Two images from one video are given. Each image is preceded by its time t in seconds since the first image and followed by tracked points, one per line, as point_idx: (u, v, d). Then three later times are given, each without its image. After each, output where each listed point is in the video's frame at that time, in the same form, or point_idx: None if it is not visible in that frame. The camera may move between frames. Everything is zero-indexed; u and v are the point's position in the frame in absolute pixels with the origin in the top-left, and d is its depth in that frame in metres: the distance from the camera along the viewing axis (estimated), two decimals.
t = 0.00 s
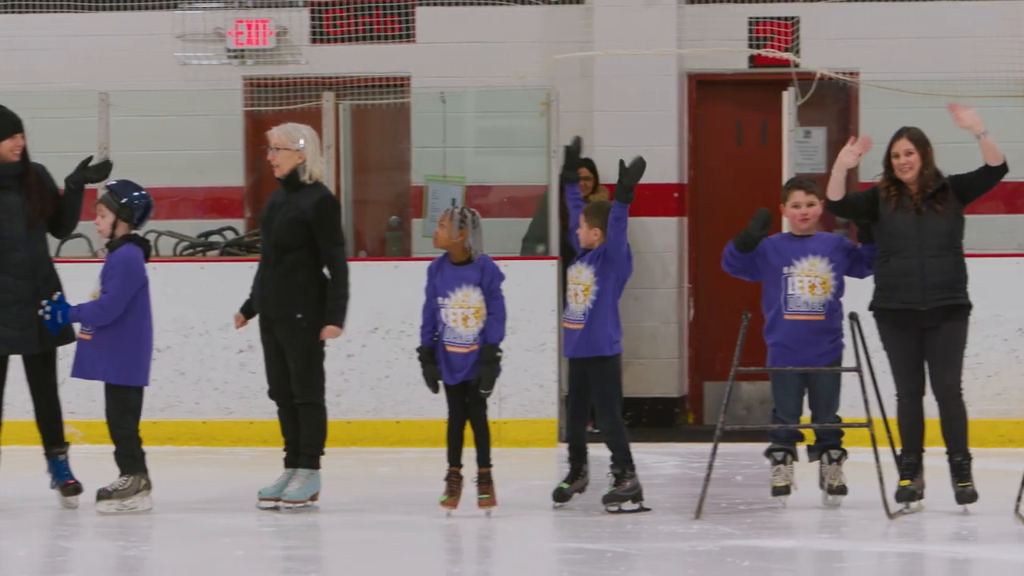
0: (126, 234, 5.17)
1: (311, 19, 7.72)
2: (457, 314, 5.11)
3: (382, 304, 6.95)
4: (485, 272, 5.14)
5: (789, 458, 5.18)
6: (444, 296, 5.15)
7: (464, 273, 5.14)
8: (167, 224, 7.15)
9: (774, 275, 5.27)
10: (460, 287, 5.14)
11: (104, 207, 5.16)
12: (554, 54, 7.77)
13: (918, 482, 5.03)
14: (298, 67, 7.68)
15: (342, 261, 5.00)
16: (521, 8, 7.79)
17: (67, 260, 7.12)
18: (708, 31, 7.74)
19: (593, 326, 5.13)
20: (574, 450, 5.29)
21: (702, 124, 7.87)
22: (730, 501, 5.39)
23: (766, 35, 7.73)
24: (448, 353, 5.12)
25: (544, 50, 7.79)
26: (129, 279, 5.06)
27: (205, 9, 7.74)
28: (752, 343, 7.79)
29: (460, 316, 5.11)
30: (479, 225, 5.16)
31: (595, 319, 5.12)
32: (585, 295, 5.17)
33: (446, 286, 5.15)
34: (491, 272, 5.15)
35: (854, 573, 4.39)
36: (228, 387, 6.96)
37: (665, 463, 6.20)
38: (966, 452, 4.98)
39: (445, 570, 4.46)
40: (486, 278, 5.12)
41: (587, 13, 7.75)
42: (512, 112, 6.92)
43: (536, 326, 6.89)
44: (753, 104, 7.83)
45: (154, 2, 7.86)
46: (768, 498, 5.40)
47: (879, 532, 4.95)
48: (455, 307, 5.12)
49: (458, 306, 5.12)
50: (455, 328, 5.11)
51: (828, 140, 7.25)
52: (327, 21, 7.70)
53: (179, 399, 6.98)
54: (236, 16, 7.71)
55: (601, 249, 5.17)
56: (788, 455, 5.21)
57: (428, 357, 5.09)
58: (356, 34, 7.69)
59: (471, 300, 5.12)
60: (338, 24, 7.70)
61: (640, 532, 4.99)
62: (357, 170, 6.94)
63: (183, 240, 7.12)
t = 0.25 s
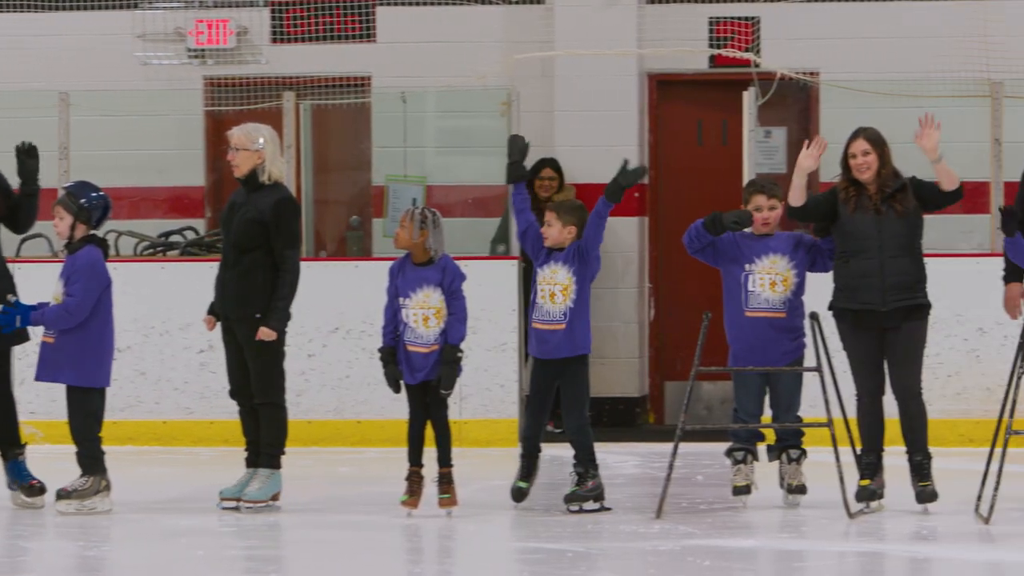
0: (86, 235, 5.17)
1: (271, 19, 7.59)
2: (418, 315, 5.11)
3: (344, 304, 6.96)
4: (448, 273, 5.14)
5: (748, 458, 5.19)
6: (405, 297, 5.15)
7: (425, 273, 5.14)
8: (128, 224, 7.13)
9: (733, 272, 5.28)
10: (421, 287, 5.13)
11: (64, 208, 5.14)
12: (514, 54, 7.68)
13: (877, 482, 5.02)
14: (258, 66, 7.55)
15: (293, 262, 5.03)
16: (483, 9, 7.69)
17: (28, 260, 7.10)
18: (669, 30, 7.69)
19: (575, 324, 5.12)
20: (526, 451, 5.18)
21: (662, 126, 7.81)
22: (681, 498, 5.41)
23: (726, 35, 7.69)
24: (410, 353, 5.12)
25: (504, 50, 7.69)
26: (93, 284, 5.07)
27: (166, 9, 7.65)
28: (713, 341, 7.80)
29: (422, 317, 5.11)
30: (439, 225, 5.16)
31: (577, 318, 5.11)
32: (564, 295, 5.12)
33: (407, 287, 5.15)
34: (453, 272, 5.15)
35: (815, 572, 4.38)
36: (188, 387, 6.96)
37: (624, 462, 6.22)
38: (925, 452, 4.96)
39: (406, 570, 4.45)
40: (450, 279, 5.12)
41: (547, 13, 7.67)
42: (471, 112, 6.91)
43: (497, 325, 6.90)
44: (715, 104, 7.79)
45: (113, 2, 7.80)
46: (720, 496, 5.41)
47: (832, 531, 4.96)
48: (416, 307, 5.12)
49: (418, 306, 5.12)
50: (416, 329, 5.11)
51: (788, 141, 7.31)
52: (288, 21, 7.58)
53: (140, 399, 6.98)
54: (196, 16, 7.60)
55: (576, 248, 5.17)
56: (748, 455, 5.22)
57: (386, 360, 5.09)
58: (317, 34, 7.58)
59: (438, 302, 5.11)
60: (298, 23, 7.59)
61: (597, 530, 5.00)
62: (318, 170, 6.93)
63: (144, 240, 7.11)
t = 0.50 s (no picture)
0: None
1: (183, 24, 8.22)
2: (398, 364, 4.83)
3: (257, 318, 7.17)
4: (437, 317, 4.81)
5: (664, 497, 5.01)
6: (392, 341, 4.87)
7: (417, 322, 4.80)
8: (34, 235, 7.29)
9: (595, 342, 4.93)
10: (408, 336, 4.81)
11: (116, 259, 4.88)
12: (434, 61, 8.38)
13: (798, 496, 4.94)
14: (169, 72, 8.16)
15: (254, 260, 4.93)
16: (398, 14, 8.39)
17: None
18: (592, 40, 8.26)
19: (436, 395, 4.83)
20: (424, 487, 4.89)
21: (585, 133, 8.47)
22: (573, 522, 5.28)
23: (650, 43, 8.29)
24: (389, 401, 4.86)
25: (425, 57, 8.40)
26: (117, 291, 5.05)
27: (72, 12, 8.18)
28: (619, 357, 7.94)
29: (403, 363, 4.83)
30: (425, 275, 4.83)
31: (437, 388, 4.82)
32: (415, 368, 4.82)
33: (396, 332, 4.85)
34: (444, 317, 4.82)
35: None
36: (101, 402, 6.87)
37: (536, 476, 6.12)
38: (871, 473, 4.92)
39: None
40: (442, 323, 4.80)
41: (466, 18, 8.31)
42: (389, 121, 7.06)
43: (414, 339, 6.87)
44: (638, 113, 8.45)
45: (25, 5, 8.32)
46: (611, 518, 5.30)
47: (735, 559, 4.89)
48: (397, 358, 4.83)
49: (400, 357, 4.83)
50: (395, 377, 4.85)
51: (713, 150, 7.21)
52: (200, 26, 8.23)
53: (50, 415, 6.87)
54: (105, 20, 8.14)
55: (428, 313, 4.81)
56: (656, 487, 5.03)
57: (283, 377, 4.96)
58: (228, 40, 8.26)
59: (429, 351, 4.76)
60: (210, 29, 8.23)
61: (486, 554, 4.87)
62: (230, 180, 7.17)
63: (51, 251, 7.29)
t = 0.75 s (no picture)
0: None
1: (136, 24, 8.00)
2: (350, 357, 4.93)
3: (212, 320, 7.20)
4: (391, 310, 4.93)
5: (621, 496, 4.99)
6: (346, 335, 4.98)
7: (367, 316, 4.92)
8: None
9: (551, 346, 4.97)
10: (359, 330, 4.93)
11: (77, 253, 4.91)
12: (388, 62, 8.34)
13: (750, 496, 4.96)
14: (122, 72, 7.82)
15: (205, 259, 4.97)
16: (352, 15, 8.34)
17: None
18: (546, 40, 8.26)
19: (381, 395, 4.85)
20: (376, 485, 4.88)
21: (538, 134, 8.50)
22: (524, 523, 5.30)
23: (604, 43, 8.27)
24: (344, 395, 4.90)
25: (379, 58, 8.36)
26: (72, 291, 5.07)
27: (23, 13, 7.77)
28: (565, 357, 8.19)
29: (356, 357, 4.92)
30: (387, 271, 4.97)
31: (382, 388, 4.85)
32: (366, 364, 4.89)
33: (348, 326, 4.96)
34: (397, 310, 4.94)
35: None
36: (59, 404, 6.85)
37: (492, 478, 6.11)
38: (826, 473, 4.93)
39: None
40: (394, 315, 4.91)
41: (420, 19, 8.29)
42: (344, 121, 7.13)
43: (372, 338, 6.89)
44: (592, 114, 8.48)
45: None
46: (565, 518, 5.32)
47: (690, 559, 4.89)
48: (350, 350, 4.93)
49: (353, 348, 4.93)
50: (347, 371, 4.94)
51: (667, 152, 7.33)
52: (153, 26, 8.01)
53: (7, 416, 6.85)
54: (57, 21, 7.83)
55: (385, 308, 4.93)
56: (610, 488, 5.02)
57: (236, 377, 4.99)
58: (181, 39, 8.05)
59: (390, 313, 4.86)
60: (163, 29, 8.03)
61: (440, 554, 4.86)
62: (184, 179, 7.19)
63: (5, 250, 7.43)
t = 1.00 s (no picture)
0: None
1: (84, 23, 8.46)
2: (299, 348, 4.91)
3: (160, 320, 7.23)
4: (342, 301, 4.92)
5: (570, 497, 4.96)
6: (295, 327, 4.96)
7: (317, 307, 4.92)
8: None
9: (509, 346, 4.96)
10: (308, 321, 4.92)
11: (35, 245, 5.00)
12: (337, 63, 8.63)
13: (698, 496, 4.97)
14: (70, 72, 8.33)
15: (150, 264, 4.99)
16: (297, 14, 8.66)
17: None
18: (494, 40, 8.49)
19: (330, 384, 4.84)
20: (325, 485, 4.85)
21: (487, 132, 8.74)
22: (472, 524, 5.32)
23: (553, 43, 8.50)
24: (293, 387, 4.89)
25: (328, 58, 8.65)
26: (25, 287, 5.13)
27: None
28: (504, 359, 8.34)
29: (305, 349, 4.90)
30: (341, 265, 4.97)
31: (332, 378, 4.84)
32: (316, 355, 4.88)
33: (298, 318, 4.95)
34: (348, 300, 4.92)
35: None
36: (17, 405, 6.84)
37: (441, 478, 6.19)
38: (774, 473, 4.95)
39: None
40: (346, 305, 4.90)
41: (369, 20, 8.59)
42: (291, 121, 7.16)
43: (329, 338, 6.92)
44: (540, 115, 8.71)
45: None
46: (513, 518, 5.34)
47: (638, 560, 4.88)
48: (299, 341, 4.92)
49: (302, 340, 4.92)
50: (295, 362, 4.92)
51: (617, 152, 7.44)
52: (101, 25, 8.45)
53: None
54: (9, 22, 8.43)
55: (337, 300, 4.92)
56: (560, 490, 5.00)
57: (185, 379, 4.99)
58: (131, 39, 8.47)
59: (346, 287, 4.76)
60: (113, 29, 8.45)
61: (389, 554, 4.86)
62: (133, 180, 7.20)
63: None
